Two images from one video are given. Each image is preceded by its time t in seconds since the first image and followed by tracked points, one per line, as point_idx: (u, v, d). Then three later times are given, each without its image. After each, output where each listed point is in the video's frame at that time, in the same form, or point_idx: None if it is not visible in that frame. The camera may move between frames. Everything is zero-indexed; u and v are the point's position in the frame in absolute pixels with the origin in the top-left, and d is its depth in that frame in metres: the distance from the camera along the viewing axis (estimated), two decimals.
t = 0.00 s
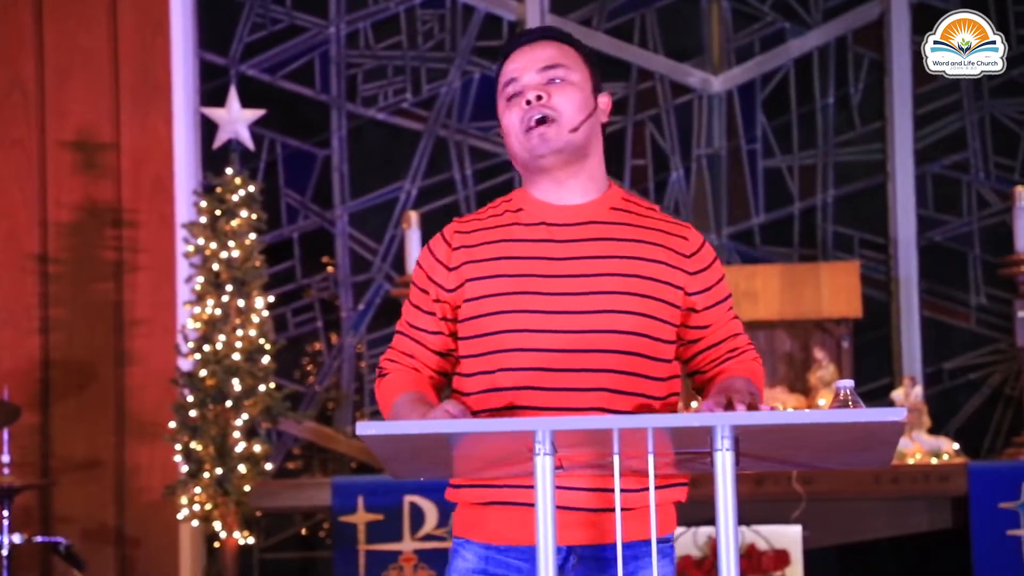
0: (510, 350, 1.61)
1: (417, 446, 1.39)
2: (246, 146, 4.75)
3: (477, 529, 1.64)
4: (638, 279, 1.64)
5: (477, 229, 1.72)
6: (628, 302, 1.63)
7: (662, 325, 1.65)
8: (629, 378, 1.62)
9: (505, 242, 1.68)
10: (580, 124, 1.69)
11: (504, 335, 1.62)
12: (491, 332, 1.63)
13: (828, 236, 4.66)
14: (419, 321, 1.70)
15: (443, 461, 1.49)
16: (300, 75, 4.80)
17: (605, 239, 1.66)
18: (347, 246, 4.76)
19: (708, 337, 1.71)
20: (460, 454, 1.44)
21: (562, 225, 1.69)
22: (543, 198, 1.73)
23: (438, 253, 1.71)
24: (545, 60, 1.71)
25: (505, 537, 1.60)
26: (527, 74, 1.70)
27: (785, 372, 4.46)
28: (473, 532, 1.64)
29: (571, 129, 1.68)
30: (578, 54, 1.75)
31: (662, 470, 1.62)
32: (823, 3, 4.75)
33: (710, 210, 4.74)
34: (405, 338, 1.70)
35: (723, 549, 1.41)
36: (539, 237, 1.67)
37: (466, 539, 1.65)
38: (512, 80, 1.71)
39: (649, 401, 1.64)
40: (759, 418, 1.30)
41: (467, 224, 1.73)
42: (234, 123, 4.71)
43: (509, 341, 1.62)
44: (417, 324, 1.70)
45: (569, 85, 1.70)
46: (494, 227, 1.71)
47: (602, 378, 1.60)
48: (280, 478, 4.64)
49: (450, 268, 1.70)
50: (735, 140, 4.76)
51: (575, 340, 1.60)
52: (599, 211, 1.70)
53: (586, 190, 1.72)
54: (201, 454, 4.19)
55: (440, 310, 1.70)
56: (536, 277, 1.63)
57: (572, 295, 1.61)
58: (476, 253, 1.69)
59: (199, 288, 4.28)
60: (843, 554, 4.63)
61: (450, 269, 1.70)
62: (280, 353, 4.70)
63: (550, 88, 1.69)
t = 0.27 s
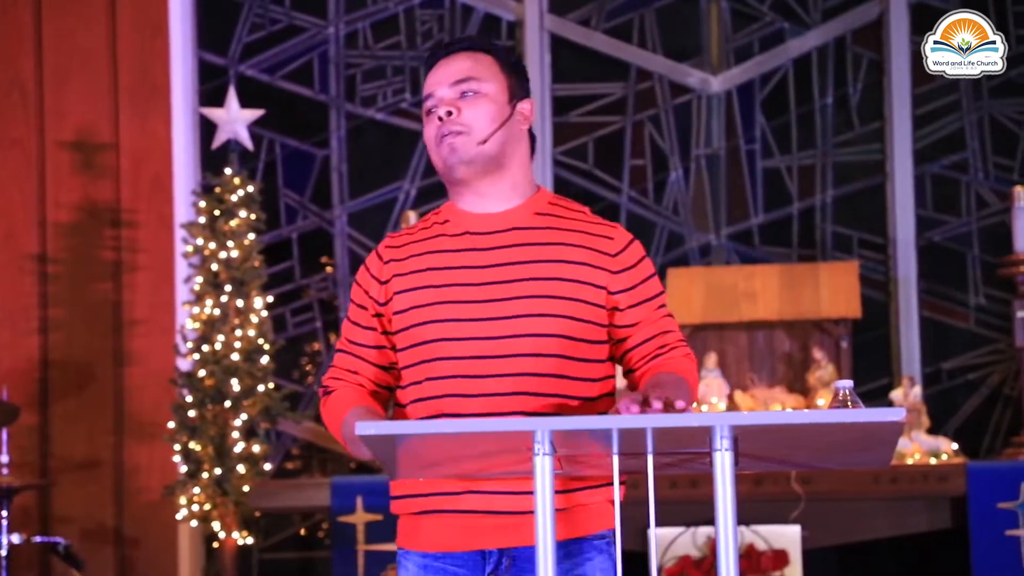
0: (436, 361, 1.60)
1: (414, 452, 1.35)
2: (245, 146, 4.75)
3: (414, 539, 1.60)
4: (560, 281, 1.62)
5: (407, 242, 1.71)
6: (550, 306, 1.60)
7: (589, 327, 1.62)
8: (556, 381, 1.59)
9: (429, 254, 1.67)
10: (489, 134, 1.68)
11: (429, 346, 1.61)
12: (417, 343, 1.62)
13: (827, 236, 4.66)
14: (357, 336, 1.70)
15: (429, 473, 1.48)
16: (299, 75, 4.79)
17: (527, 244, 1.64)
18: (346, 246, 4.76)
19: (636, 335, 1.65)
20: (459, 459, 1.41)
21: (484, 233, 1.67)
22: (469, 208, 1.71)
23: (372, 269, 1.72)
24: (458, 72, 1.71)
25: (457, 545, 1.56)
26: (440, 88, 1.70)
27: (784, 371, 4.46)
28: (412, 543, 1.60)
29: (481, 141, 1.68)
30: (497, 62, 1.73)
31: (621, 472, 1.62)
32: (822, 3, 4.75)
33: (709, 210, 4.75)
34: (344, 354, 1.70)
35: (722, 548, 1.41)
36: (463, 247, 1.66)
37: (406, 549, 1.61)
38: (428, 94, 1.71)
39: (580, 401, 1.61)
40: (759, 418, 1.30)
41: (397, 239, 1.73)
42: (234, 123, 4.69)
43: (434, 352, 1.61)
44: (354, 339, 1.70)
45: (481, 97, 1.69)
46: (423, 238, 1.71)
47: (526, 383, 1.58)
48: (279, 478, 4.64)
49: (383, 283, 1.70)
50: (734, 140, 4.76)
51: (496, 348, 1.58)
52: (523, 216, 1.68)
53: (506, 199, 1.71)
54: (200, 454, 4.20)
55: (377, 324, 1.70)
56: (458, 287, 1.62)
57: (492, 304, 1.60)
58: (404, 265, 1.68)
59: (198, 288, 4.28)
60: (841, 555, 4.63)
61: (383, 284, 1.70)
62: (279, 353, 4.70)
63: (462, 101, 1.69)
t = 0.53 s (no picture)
0: (385, 369, 1.62)
1: (414, 454, 1.35)
2: (244, 146, 4.75)
3: (375, 545, 1.62)
4: (503, 286, 1.63)
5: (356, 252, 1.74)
6: (493, 309, 1.61)
7: (534, 329, 1.63)
8: (504, 384, 1.60)
9: (376, 264, 1.69)
10: (421, 149, 1.70)
11: (378, 354, 1.63)
12: (368, 352, 1.64)
13: (825, 236, 4.67)
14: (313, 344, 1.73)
15: (418, 474, 1.47)
16: (297, 75, 4.79)
17: (471, 249, 1.66)
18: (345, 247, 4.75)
19: (576, 336, 1.64)
20: (459, 460, 1.41)
21: (429, 240, 1.69)
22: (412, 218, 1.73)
23: (325, 280, 1.74)
24: (389, 88, 1.72)
25: (417, 546, 1.58)
26: (374, 103, 1.72)
27: (783, 372, 4.47)
28: (372, 548, 1.62)
29: (414, 156, 1.70)
30: (432, 74, 1.75)
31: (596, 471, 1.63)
32: (821, 4, 4.75)
33: (708, 210, 4.75)
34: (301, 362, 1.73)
35: (721, 548, 1.41)
36: (408, 255, 1.68)
37: (368, 554, 1.63)
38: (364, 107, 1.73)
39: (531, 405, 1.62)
40: (757, 418, 1.30)
41: (348, 250, 1.76)
42: (233, 123, 4.67)
43: (383, 360, 1.62)
44: (310, 349, 1.73)
45: (412, 113, 1.71)
46: (371, 248, 1.73)
47: (474, 387, 1.59)
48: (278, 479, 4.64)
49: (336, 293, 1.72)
50: (733, 140, 4.76)
51: (441, 354, 1.59)
52: (467, 221, 1.69)
53: (447, 206, 1.72)
54: (199, 454, 4.20)
55: (332, 332, 1.73)
56: (403, 295, 1.64)
57: (437, 310, 1.61)
58: (354, 275, 1.71)
59: (197, 289, 4.28)
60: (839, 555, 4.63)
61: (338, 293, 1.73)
62: (278, 353, 4.70)
63: (396, 117, 1.71)
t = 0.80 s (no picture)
0: (371, 375, 1.67)
1: (413, 454, 1.35)
2: (243, 146, 4.74)
3: (370, 546, 1.66)
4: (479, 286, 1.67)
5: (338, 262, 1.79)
6: (472, 310, 1.66)
7: (516, 326, 1.67)
8: (485, 383, 1.64)
9: (358, 272, 1.74)
10: (395, 157, 1.75)
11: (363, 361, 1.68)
12: (354, 359, 1.70)
13: (824, 237, 4.67)
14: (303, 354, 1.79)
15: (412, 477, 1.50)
16: (296, 75, 4.79)
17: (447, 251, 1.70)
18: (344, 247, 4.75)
19: (554, 329, 1.66)
20: (457, 460, 1.41)
21: (408, 246, 1.73)
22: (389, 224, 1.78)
23: (309, 293, 1.81)
24: (364, 96, 1.77)
25: (410, 546, 1.62)
26: (349, 110, 1.77)
27: (782, 372, 4.47)
28: (368, 549, 1.66)
29: (388, 164, 1.74)
30: (405, 80, 1.80)
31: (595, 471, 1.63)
32: (820, 4, 4.75)
33: (707, 211, 4.76)
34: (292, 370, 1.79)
35: (720, 548, 1.40)
36: (388, 261, 1.73)
37: (364, 556, 1.67)
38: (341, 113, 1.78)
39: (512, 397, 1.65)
40: (757, 418, 1.29)
41: (331, 260, 1.81)
42: (231, 123, 4.65)
43: (368, 367, 1.67)
44: (297, 360, 1.79)
45: (386, 121, 1.76)
46: (351, 257, 1.78)
47: (457, 389, 1.63)
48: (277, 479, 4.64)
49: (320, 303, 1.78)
50: (731, 141, 4.76)
51: (426, 357, 1.64)
52: (443, 224, 1.74)
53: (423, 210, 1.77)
54: (198, 455, 4.21)
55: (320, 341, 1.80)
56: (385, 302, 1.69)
57: (416, 315, 1.66)
58: (335, 284, 1.77)
59: (195, 289, 4.28)
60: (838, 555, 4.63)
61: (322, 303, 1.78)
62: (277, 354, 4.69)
63: (371, 124, 1.76)
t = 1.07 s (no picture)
0: (386, 379, 1.70)
1: (410, 454, 1.35)
2: (242, 147, 4.74)
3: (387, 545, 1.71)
4: (492, 289, 1.69)
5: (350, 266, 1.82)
6: (484, 315, 1.67)
7: (530, 328, 1.68)
8: (496, 387, 1.66)
9: (371, 277, 1.77)
10: (406, 162, 1.75)
11: (377, 366, 1.71)
12: (368, 362, 1.73)
13: (823, 237, 4.67)
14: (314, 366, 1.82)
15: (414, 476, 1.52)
16: (295, 76, 4.79)
17: (459, 257, 1.72)
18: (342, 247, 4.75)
19: (565, 331, 1.66)
20: (456, 459, 1.41)
21: (419, 249, 1.75)
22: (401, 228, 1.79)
23: (321, 297, 1.83)
24: (376, 99, 1.77)
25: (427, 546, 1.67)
26: (361, 114, 1.77)
27: (781, 373, 4.47)
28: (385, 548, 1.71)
29: (399, 169, 1.75)
30: (419, 85, 1.80)
31: (596, 472, 1.63)
32: (819, 5, 4.75)
33: (705, 212, 4.75)
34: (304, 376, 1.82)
35: (719, 548, 1.41)
36: (400, 266, 1.75)
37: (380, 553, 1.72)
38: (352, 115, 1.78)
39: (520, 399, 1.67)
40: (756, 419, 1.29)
41: (341, 264, 1.83)
42: (230, 124, 4.69)
43: (383, 372, 1.70)
44: (311, 364, 1.83)
45: (398, 125, 1.76)
46: (362, 261, 1.80)
47: (471, 392, 1.65)
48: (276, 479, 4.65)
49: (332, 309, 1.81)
50: (730, 141, 4.77)
51: (435, 363, 1.67)
52: (454, 227, 1.75)
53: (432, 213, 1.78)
54: (197, 455, 4.21)
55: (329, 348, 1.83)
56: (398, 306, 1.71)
57: (428, 320, 1.68)
58: (346, 290, 1.79)
59: (194, 289, 4.28)
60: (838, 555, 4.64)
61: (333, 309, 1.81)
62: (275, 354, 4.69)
63: (383, 128, 1.76)
